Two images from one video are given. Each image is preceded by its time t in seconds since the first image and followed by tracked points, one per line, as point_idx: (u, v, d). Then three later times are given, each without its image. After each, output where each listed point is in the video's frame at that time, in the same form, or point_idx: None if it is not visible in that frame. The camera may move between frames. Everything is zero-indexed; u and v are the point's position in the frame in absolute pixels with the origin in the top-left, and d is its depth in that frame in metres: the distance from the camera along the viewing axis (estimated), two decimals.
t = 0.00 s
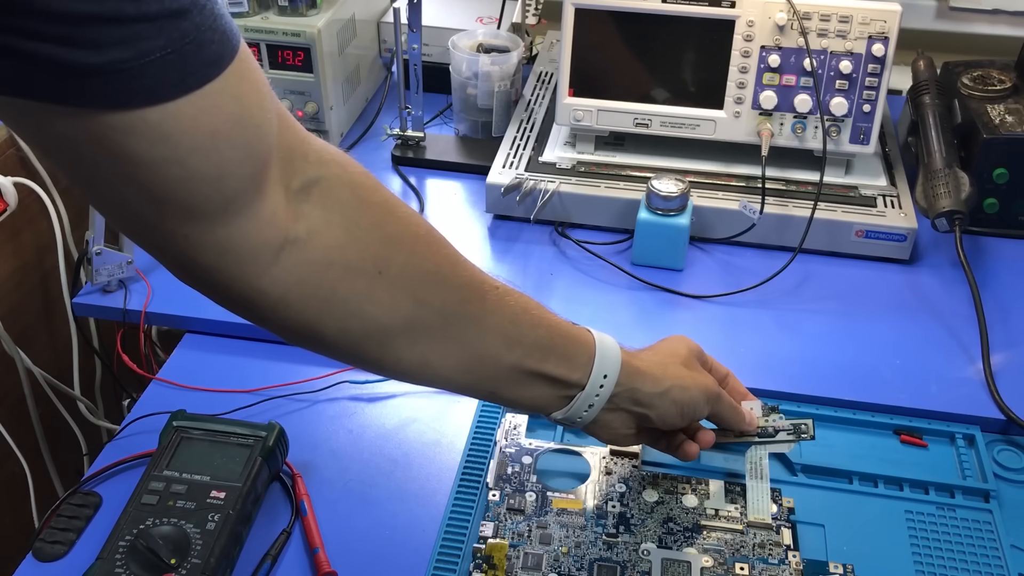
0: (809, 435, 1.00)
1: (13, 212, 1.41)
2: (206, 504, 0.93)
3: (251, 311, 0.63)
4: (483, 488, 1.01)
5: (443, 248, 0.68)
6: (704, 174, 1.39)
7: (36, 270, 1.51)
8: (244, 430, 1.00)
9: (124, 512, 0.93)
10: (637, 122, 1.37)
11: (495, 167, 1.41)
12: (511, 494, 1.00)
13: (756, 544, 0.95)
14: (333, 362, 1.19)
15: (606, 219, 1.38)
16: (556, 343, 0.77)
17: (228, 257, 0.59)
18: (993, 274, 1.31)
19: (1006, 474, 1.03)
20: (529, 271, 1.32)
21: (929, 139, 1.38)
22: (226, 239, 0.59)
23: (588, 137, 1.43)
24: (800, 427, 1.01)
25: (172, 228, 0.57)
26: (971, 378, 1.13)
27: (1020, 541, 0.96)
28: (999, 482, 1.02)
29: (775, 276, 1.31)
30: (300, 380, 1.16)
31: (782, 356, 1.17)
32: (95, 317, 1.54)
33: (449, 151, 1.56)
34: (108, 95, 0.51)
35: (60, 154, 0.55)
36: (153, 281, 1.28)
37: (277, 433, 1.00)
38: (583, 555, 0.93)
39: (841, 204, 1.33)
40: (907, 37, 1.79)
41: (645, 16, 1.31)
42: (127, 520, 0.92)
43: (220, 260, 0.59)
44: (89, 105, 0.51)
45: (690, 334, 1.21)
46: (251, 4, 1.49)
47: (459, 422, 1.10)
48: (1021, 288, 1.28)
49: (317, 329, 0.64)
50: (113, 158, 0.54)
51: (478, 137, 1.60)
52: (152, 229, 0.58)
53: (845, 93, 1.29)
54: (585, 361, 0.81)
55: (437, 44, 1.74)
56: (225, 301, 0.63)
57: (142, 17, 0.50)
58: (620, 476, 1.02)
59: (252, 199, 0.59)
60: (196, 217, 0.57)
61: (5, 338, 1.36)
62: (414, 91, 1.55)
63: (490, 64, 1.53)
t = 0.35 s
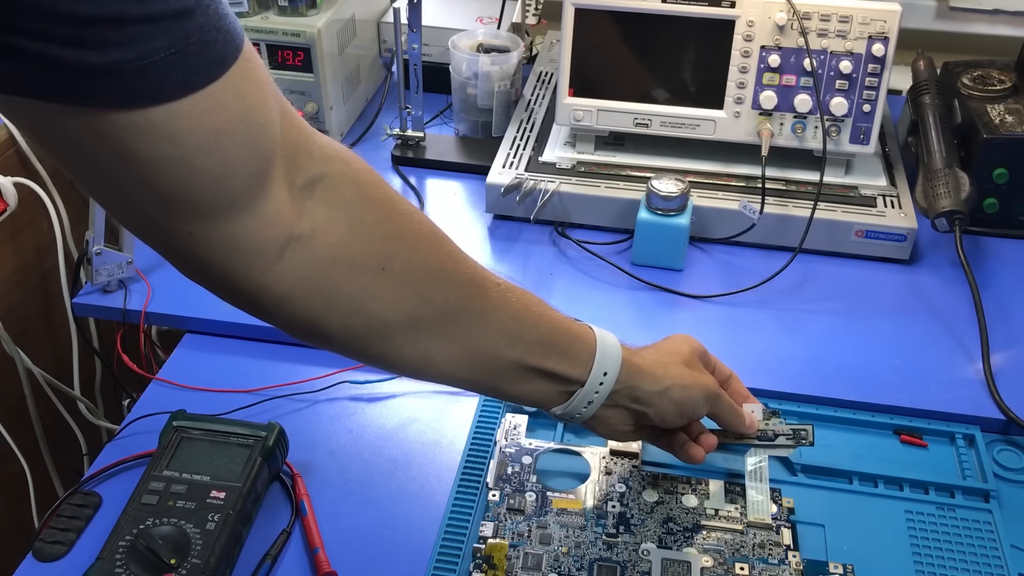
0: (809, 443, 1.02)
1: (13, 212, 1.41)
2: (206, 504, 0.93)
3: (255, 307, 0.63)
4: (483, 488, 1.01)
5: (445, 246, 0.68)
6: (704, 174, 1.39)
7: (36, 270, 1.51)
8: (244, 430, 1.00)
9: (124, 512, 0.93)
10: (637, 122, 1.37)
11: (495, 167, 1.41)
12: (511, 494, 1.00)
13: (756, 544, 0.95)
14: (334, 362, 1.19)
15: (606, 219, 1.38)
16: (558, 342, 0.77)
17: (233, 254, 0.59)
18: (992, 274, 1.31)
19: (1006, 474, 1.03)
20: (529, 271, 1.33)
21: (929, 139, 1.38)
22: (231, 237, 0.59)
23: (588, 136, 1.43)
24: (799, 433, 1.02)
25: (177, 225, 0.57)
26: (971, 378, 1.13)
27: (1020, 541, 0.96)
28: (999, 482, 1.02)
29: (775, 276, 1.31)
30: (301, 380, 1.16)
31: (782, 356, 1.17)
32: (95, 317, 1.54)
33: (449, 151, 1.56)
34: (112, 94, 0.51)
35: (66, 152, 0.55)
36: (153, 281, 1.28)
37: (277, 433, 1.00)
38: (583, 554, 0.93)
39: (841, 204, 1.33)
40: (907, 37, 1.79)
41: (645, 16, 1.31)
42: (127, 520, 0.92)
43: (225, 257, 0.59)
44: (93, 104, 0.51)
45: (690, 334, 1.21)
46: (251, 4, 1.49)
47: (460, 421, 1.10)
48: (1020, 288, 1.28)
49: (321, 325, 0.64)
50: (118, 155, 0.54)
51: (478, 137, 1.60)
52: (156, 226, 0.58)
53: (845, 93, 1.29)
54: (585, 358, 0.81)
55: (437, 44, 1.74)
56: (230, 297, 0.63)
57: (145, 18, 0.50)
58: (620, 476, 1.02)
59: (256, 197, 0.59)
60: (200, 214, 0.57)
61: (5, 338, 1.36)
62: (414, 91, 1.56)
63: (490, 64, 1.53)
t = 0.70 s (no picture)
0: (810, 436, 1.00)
1: (13, 212, 1.41)
2: (206, 504, 0.93)
3: (253, 306, 0.63)
4: (483, 488, 1.01)
5: (443, 245, 0.68)
6: (704, 174, 1.39)
7: (36, 270, 1.51)
8: (244, 430, 1.00)
9: (124, 512, 0.93)
10: (637, 122, 1.37)
11: (495, 167, 1.41)
12: (511, 494, 1.00)
13: (756, 544, 0.95)
14: (333, 362, 1.19)
15: (606, 219, 1.38)
16: (555, 340, 0.77)
17: (230, 253, 0.59)
18: (992, 274, 1.31)
19: (1006, 474, 1.03)
20: (529, 271, 1.32)
21: (929, 139, 1.38)
22: (228, 236, 0.59)
23: (588, 136, 1.43)
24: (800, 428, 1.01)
25: (175, 225, 0.57)
26: (971, 378, 1.13)
27: (1020, 541, 0.96)
28: (999, 482, 1.02)
29: (775, 276, 1.31)
30: (300, 380, 1.16)
31: (782, 356, 1.17)
32: (95, 317, 1.54)
33: (449, 151, 1.56)
34: (111, 95, 0.51)
35: (63, 151, 0.55)
36: (153, 281, 1.28)
37: (277, 433, 1.00)
38: (583, 554, 0.93)
39: (841, 204, 1.33)
40: (907, 37, 1.79)
41: (645, 16, 1.31)
42: (126, 520, 0.92)
43: (222, 256, 0.59)
44: (92, 104, 0.51)
45: (690, 334, 1.21)
46: (251, 4, 1.49)
47: (459, 422, 1.10)
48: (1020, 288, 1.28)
49: (319, 324, 0.64)
50: (115, 155, 0.54)
51: (478, 137, 1.60)
52: (154, 226, 0.58)
53: (845, 93, 1.29)
54: (582, 356, 0.81)
55: (437, 44, 1.74)
56: (227, 297, 0.63)
57: (144, 19, 0.50)
58: (620, 476, 1.02)
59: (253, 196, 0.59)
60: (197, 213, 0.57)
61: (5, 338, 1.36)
62: (414, 91, 1.56)
63: (490, 64, 1.53)
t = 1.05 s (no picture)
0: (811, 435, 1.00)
1: (13, 212, 1.41)
2: (206, 504, 0.93)
3: (254, 307, 0.63)
4: (483, 488, 1.01)
5: (444, 246, 0.68)
6: (704, 174, 1.39)
7: (36, 270, 1.51)
8: (244, 430, 1.00)
9: (124, 512, 0.93)
10: (637, 122, 1.37)
11: (495, 167, 1.41)
12: (511, 494, 1.00)
13: (756, 544, 0.95)
14: (333, 362, 1.19)
15: (606, 219, 1.38)
16: (557, 341, 0.77)
17: (233, 253, 0.59)
18: (992, 275, 1.31)
19: (1006, 474, 1.03)
20: (529, 271, 1.32)
21: (929, 139, 1.38)
22: (231, 236, 0.59)
23: (588, 136, 1.43)
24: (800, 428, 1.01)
25: (177, 225, 0.58)
26: (971, 378, 1.13)
27: (1020, 541, 0.96)
28: (999, 482, 1.02)
29: (775, 276, 1.31)
30: (300, 380, 1.16)
31: (782, 357, 1.17)
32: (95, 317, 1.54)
33: (449, 151, 1.56)
34: (111, 94, 0.51)
35: (64, 150, 0.55)
36: (153, 281, 1.28)
37: (277, 433, 1.00)
38: (583, 554, 0.93)
39: (841, 204, 1.33)
40: (907, 37, 1.79)
41: (645, 16, 1.31)
42: (126, 520, 0.92)
43: (225, 257, 0.60)
44: (91, 103, 0.51)
45: (690, 334, 1.21)
46: (251, 4, 1.48)
47: (459, 422, 1.10)
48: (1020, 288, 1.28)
49: (321, 324, 0.64)
50: (118, 155, 0.54)
51: (478, 137, 1.60)
52: (155, 225, 0.58)
53: (845, 93, 1.29)
54: (584, 358, 0.81)
55: (437, 44, 1.74)
56: (229, 296, 0.63)
57: (144, 19, 0.50)
58: (620, 476, 1.02)
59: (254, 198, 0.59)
60: (198, 214, 0.57)
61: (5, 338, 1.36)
62: (414, 91, 1.55)
63: (490, 64, 1.53)
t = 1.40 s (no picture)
0: (805, 462, 1.02)
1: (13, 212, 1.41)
2: (206, 504, 0.93)
3: (199, 282, 0.62)
4: (483, 488, 1.01)
5: (402, 224, 0.65)
6: (704, 174, 1.39)
7: (36, 269, 1.51)
8: (244, 430, 1.00)
9: (125, 512, 0.93)
10: (637, 122, 1.37)
11: (495, 167, 1.41)
12: (511, 493, 1.00)
13: (756, 544, 0.95)
14: (334, 362, 1.19)
15: (606, 219, 1.38)
16: (525, 322, 0.73)
17: (170, 226, 0.58)
18: (992, 275, 1.31)
19: (1006, 474, 1.03)
20: (529, 271, 1.32)
21: (929, 139, 1.38)
22: (169, 209, 0.57)
23: (588, 137, 1.43)
24: (794, 454, 1.04)
25: (112, 197, 0.57)
26: (971, 379, 1.13)
27: (1020, 541, 0.96)
28: (999, 482, 1.02)
29: (776, 276, 1.31)
30: (300, 380, 1.16)
31: (782, 356, 1.17)
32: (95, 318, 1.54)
33: (449, 151, 1.56)
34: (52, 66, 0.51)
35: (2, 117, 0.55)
36: (153, 281, 1.28)
37: (277, 433, 1.00)
38: (583, 554, 0.93)
39: (841, 204, 1.33)
40: (906, 37, 1.79)
41: (645, 16, 1.31)
42: (126, 520, 0.92)
43: (168, 234, 0.58)
44: (22, 71, 0.51)
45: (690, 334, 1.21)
46: (251, 4, 1.49)
47: (459, 422, 1.10)
48: (1020, 288, 1.28)
49: (270, 304, 0.63)
50: (48, 123, 0.53)
51: (478, 137, 1.60)
52: (95, 198, 0.57)
53: (845, 93, 1.29)
54: (552, 341, 0.75)
55: (437, 44, 1.74)
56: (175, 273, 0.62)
57: None
58: (620, 476, 1.02)
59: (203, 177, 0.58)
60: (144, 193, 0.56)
61: (5, 338, 1.36)
62: (414, 91, 1.55)
63: (490, 64, 1.53)
